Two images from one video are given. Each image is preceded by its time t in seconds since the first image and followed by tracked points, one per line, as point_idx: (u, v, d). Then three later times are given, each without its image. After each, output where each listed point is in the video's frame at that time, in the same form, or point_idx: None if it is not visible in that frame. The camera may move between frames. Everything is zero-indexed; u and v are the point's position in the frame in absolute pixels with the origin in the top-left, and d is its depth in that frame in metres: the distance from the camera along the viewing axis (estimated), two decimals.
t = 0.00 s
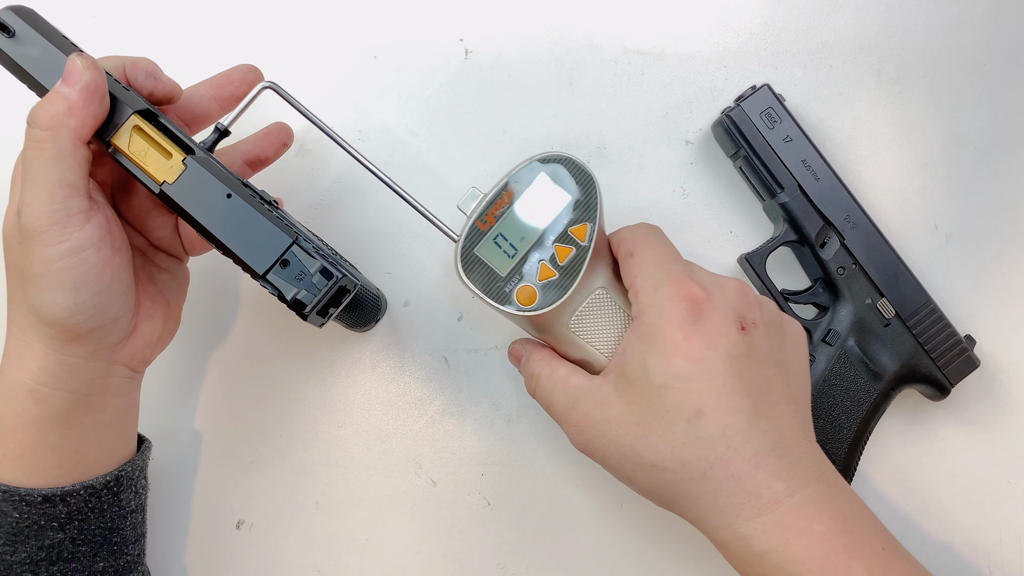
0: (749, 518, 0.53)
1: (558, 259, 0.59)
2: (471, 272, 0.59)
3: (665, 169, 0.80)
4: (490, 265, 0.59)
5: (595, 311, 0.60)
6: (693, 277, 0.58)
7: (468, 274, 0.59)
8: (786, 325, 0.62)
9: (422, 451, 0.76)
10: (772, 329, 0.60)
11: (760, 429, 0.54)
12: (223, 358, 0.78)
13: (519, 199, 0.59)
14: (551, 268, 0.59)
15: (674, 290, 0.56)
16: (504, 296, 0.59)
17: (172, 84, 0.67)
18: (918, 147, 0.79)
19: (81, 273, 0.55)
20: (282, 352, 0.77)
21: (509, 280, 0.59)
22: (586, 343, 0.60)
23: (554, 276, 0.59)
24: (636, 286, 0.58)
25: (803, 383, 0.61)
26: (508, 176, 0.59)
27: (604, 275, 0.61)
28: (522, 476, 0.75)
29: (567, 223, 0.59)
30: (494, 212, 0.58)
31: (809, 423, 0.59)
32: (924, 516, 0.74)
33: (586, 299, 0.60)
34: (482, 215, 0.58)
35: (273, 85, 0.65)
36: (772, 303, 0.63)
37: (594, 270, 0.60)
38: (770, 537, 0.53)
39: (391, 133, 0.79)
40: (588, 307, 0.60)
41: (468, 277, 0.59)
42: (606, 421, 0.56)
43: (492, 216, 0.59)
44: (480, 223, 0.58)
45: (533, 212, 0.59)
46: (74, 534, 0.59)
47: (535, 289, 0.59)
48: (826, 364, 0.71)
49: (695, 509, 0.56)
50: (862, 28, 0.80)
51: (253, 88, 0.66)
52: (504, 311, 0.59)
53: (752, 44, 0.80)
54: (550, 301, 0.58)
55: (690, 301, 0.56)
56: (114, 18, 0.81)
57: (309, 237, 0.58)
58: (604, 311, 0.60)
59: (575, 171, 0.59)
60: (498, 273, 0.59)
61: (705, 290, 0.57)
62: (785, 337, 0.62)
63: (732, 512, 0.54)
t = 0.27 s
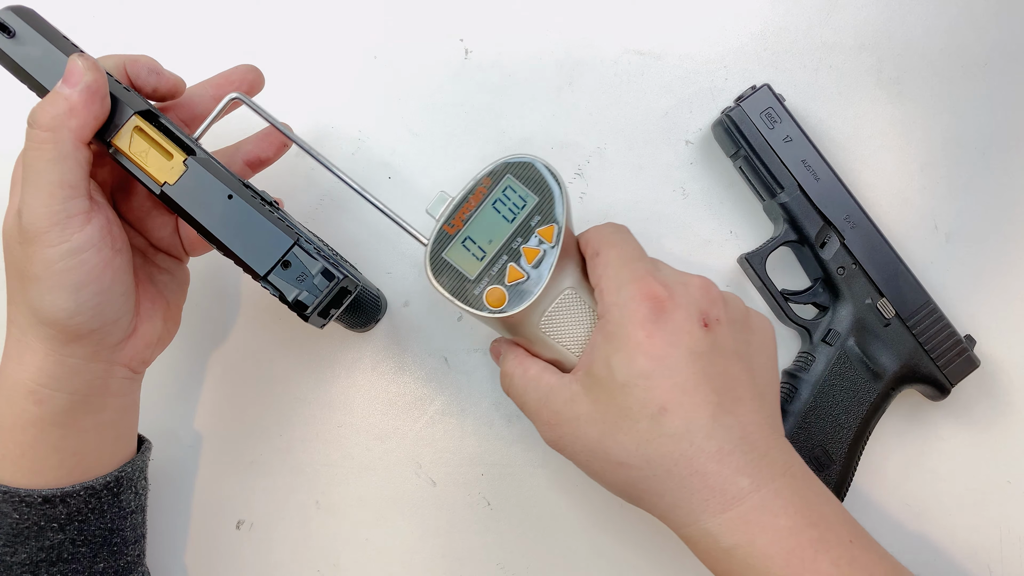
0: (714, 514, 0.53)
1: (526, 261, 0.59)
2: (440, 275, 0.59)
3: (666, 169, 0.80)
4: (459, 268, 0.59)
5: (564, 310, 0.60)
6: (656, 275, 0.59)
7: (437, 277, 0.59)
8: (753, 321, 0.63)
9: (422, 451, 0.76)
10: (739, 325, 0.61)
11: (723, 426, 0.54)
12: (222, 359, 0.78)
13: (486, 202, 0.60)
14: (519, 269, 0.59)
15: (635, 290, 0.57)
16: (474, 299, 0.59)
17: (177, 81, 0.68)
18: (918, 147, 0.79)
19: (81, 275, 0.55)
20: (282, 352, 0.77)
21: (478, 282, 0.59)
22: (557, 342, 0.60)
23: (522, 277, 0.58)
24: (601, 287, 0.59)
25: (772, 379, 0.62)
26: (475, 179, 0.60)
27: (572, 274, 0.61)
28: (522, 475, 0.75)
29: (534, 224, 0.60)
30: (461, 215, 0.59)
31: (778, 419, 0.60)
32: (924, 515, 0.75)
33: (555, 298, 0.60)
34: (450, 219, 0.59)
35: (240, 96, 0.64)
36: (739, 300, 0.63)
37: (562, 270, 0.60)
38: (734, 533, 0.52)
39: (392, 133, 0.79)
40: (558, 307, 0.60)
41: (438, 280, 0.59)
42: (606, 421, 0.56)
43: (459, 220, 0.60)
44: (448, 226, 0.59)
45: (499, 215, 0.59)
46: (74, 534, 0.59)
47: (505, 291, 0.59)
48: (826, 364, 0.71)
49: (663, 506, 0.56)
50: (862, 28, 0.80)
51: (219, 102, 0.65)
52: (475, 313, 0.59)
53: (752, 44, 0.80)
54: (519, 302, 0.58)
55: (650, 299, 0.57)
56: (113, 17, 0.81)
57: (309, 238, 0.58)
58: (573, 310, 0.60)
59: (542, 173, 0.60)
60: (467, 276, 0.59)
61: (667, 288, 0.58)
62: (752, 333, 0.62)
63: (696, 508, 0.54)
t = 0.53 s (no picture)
0: (706, 522, 0.53)
1: (520, 274, 0.62)
2: (438, 288, 0.62)
3: (666, 169, 0.80)
4: (455, 282, 0.62)
5: (558, 322, 0.62)
6: (648, 287, 0.60)
7: (434, 291, 0.62)
8: (744, 331, 0.63)
9: (422, 451, 0.76)
10: (730, 335, 0.61)
11: (715, 434, 0.54)
12: (222, 359, 0.77)
13: (480, 216, 0.62)
14: (514, 282, 0.62)
15: (627, 301, 0.58)
16: (471, 311, 0.62)
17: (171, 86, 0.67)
18: (918, 147, 0.79)
19: (80, 274, 0.55)
20: (281, 352, 0.77)
21: (474, 295, 0.62)
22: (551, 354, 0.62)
23: (517, 291, 0.61)
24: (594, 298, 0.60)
25: (764, 387, 0.62)
26: (469, 195, 0.62)
27: (567, 288, 0.63)
28: (522, 476, 0.75)
29: (528, 238, 0.62)
30: (456, 230, 0.62)
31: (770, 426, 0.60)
32: (923, 516, 0.75)
33: (550, 311, 0.62)
34: (445, 233, 0.62)
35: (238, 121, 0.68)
36: (730, 309, 0.64)
37: (555, 283, 0.62)
38: (725, 540, 0.52)
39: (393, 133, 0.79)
40: (552, 319, 0.62)
41: (434, 294, 0.62)
42: (605, 421, 0.56)
43: (455, 234, 0.62)
44: (443, 240, 0.62)
45: (493, 229, 0.62)
46: (74, 534, 0.59)
47: (501, 304, 0.61)
48: (826, 364, 0.71)
49: (656, 514, 0.56)
50: (862, 28, 0.80)
51: (223, 118, 0.70)
52: (471, 326, 0.62)
53: (752, 44, 0.80)
54: (513, 315, 0.61)
55: (642, 309, 0.57)
56: (113, 18, 0.81)
57: (309, 237, 0.58)
58: (567, 322, 0.62)
59: (536, 188, 0.62)
60: (463, 290, 0.62)
61: (659, 299, 0.58)
62: (743, 342, 0.63)
63: (688, 516, 0.54)
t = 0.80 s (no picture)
0: (713, 527, 0.53)
1: (529, 279, 0.62)
2: (447, 293, 0.62)
3: (666, 169, 0.80)
4: (465, 287, 0.62)
5: (568, 327, 0.62)
6: (656, 293, 0.60)
7: (443, 295, 0.62)
8: (752, 336, 0.63)
9: (422, 451, 0.76)
10: (738, 341, 0.61)
11: (716, 437, 0.54)
12: (222, 359, 0.78)
13: (489, 221, 0.63)
14: (523, 287, 0.62)
15: (636, 309, 0.58)
16: (480, 316, 0.62)
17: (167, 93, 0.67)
18: (918, 148, 0.79)
19: (80, 273, 0.55)
20: (282, 353, 0.77)
21: (484, 300, 0.62)
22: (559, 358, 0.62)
23: (526, 296, 0.62)
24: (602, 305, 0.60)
25: (773, 392, 0.62)
26: (479, 200, 0.63)
27: (577, 293, 0.63)
28: (522, 476, 0.75)
29: (537, 244, 0.63)
30: (466, 235, 0.62)
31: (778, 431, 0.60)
32: (923, 516, 0.75)
33: (559, 315, 0.62)
34: (454, 238, 0.62)
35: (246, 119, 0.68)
36: (739, 314, 0.64)
37: (564, 288, 0.63)
38: (734, 546, 0.52)
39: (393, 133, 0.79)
40: (561, 323, 0.62)
41: (444, 299, 0.62)
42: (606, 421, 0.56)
43: (465, 239, 0.63)
44: (453, 245, 0.62)
45: (502, 234, 0.63)
46: (74, 534, 0.59)
47: (510, 309, 0.62)
48: (826, 364, 0.71)
49: (656, 514, 0.56)
50: (861, 28, 0.80)
51: (229, 125, 0.69)
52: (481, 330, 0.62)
53: (752, 44, 0.80)
54: (522, 320, 0.61)
55: (651, 317, 0.57)
56: (113, 17, 0.81)
57: (309, 237, 0.58)
58: (576, 327, 0.62)
59: (544, 193, 0.63)
60: (472, 295, 0.62)
61: (668, 306, 0.58)
62: (752, 347, 0.62)
63: (696, 521, 0.54)
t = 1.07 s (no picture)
0: (711, 530, 0.53)
1: (531, 282, 0.62)
2: (449, 296, 0.62)
3: (666, 169, 0.80)
4: (467, 290, 0.62)
5: (569, 330, 0.62)
6: (654, 298, 0.60)
7: (445, 299, 0.62)
8: (751, 340, 0.63)
9: (422, 451, 0.76)
10: (737, 345, 0.61)
11: (716, 437, 0.55)
12: (222, 359, 0.78)
13: (491, 225, 0.63)
14: (525, 290, 0.62)
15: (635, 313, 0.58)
16: (482, 319, 0.62)
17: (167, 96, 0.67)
18: (918, 148, 0.79)
19: (81, 272, 0.55)
20: (282, 352, 0.77)
21: (485, 303, 0.62)
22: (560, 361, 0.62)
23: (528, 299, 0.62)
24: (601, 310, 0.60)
25: (772, 396, 0.62)
26: (481, 203, 0.63)
27: (579, 296, 0.64)
28: (522, 476, 0.75)
29: (539, 247, 0.63)
30: (468, 238, 0.62)
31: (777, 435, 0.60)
32: (923, 516, 0.75)
33: (560, 318, 0.62)
34: (456, 242, 0.62)
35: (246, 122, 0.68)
36: (738, 317, 0.64)
37: (566, 291, 0.63)
38: (731, 549, 0.52)
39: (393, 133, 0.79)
40: (562, 326, 0.62)
41: (446, 302, 0.62)
42: (606, 421, 0.56)
43: (467, 243, 0.63)
44: (455, 249, 0.62)
45: (504, 237, 0.63)
46: (74, 534, 0.59)
47: (511, 312, 0.61)
48: (826, 364, 0.71)
49: (656, 514, 0.56)
50: (861, 28, 0.80)
51: (229, 129, 0.68)
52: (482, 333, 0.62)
53: (752, 44, 0.80)
54: (525, 323, 0.61)
55: (650, 322, 0.57)
56: (114, 17, 0.81)
57: (308, 236, 0.58)
58: (578, 330, 0.62)
59: (546, 196, 0.63)
60: (474, 298, 0.62)
61: (666, 311, 0.58)
62: (751, 351, 0.62)
63: (693, 524, 0.54)
